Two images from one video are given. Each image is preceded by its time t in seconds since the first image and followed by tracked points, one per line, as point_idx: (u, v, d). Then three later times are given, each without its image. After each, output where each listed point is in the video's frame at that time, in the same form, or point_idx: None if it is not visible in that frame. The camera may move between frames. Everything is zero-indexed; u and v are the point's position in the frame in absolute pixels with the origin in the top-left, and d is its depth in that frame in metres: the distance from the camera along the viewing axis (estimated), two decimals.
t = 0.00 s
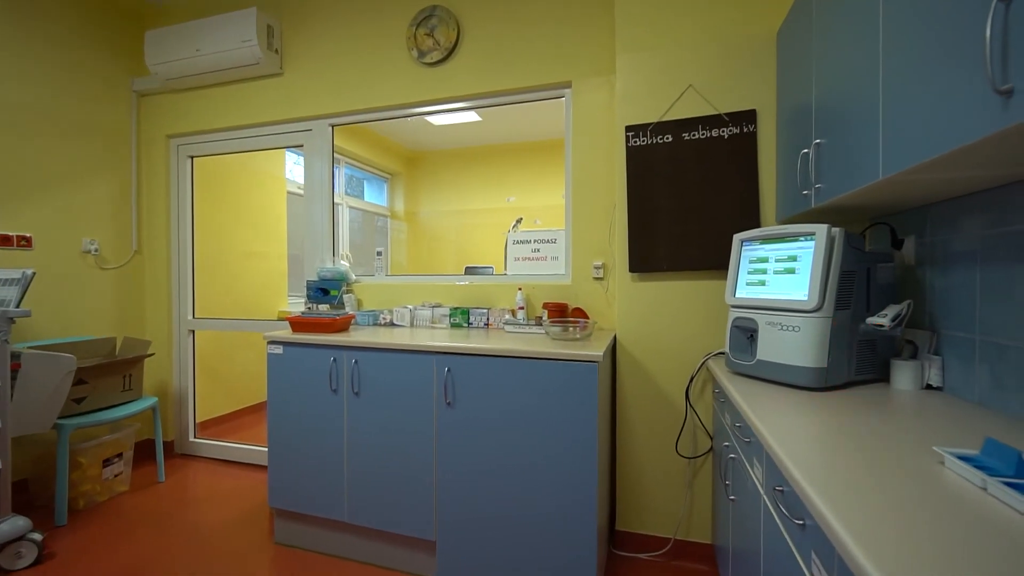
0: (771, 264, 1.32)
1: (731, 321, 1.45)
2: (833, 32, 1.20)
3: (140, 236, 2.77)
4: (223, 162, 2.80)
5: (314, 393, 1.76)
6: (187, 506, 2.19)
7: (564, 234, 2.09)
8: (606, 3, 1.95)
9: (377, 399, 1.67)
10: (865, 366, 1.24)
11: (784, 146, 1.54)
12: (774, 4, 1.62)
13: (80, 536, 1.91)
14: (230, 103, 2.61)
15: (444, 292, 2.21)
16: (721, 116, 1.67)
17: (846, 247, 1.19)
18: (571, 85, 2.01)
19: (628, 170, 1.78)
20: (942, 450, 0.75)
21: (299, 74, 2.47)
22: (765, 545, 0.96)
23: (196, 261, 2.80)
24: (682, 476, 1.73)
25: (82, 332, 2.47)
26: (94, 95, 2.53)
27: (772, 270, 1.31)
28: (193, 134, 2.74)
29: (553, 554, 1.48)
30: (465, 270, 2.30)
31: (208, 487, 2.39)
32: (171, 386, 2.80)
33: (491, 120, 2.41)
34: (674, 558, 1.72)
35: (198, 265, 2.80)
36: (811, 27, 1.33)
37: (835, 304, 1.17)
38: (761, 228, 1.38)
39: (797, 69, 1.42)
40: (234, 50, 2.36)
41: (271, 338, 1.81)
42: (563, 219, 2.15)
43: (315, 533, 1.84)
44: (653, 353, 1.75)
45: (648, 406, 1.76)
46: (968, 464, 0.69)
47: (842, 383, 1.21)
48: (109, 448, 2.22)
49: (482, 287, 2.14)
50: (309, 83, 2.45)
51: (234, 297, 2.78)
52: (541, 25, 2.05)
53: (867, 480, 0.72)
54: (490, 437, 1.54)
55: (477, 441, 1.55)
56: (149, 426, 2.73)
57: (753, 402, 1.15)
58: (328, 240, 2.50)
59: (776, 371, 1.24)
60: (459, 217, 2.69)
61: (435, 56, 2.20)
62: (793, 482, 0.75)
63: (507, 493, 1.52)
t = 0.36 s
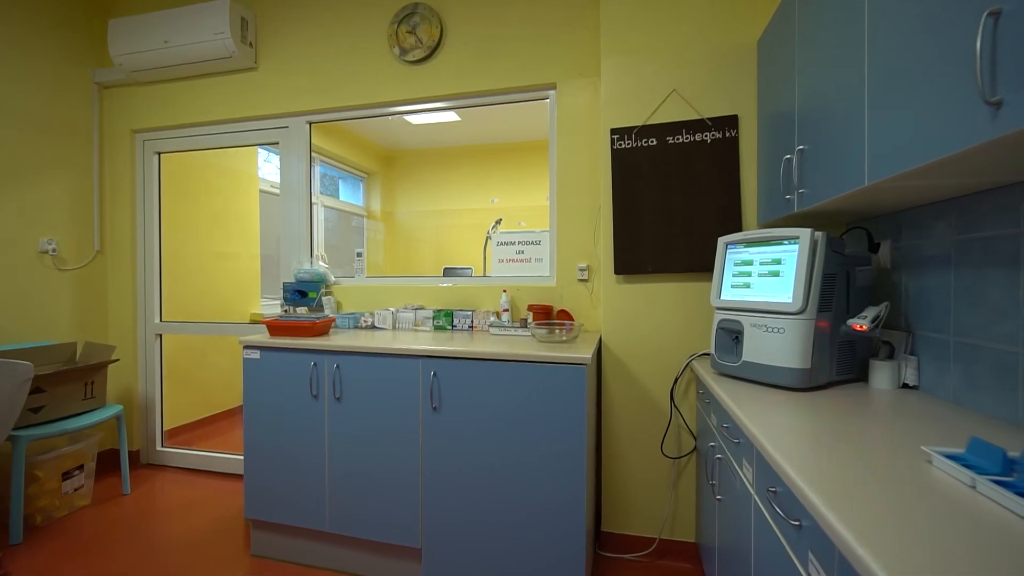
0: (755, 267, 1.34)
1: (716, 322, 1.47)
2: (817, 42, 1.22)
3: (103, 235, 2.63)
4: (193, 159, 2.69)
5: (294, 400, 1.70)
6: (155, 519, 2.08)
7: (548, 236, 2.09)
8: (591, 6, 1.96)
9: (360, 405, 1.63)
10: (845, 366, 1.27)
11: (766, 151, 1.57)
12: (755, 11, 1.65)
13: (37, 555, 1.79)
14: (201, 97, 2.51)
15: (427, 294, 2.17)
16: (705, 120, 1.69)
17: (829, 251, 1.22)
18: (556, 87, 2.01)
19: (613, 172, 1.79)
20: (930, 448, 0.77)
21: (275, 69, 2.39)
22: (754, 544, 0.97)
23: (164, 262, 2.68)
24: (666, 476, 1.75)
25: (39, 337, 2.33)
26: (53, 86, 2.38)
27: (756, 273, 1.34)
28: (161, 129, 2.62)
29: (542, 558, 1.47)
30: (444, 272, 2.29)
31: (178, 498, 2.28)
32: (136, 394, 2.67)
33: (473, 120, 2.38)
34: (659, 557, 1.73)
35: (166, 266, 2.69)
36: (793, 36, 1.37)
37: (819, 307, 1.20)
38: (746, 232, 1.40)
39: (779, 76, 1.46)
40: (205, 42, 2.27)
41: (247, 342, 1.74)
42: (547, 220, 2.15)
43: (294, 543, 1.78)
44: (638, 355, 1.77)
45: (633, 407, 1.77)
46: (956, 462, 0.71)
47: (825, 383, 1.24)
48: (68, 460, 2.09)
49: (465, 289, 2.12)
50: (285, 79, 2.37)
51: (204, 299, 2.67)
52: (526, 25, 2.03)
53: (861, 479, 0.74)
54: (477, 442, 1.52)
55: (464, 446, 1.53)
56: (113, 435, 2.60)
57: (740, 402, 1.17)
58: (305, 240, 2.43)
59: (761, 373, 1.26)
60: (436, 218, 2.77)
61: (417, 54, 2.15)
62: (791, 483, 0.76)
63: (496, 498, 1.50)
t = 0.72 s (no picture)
0: (747, 267, 1.36)
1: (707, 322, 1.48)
2: (808, 46, 1.25)
3: (68, 233, 2.50)
4: (166, 154, 2.59)
5: (277, 403, 1.64)
6: (127, 530, 1.99)
7: (537, 235, 2.08)
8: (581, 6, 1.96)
9: (348, 408, 1.58)
10: (834, 364, 1.30)
11: (755, 153, 1.59)
12: (744, 15, 1.67)
13: None
14: (175, 89, 2.41)
15: (414, 294, 2.13)
16: (694, 121, 1.71)
17: (819, 251, 1.24)
18: (546, 86, 2.00)
19: (603, 172, 1.79)
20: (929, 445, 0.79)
21: (254, 62, 2.31)
22: (753, 543, 0.98)
23: (135, 261, 2.57)
24: (656, 475, 1.76)
25: None
26: (14, 75, 2.25)
27: (747, 273, 1.35)
28: (132, 123, 2.51)
29: (536, 561, 1.46)
30: (427, 272, 2.25)
31: (151, 508, 2.19)
32: (105, 399, 2.55)
33: (461, 118, 2.35)
34: (649, 556, 1.74)
35: (137, 266, 2.57)
36: (783, 40, 1.39)
37: (810, 306, 1.22)
38: (737, 232, 1.42)
39: (768, 79, 1.48)
40: (180, 32, 2.18)
41: (227, 345, 1.67)
42: (536, 220, 2.13)
43: (278, 552, 1.72)
44: (629, 354, 1.77)
45: (624, 406, 1.78)
46: (955, 457, 0.73)
47: (814, 381, 1.26)
48: (32, 470, 1.99)
49: (454, 289, 2.09)
50: (266, 72, 2.30)
51: (179, 300, 2.56)
52: (515, 23, 2.02)
53: (863, 476, 0.76)
54: (470, 445, 1.49)
55: (456, 449, 1.50)
56: (79, 443, 2.47)
57: (735, 402, 1.18)
58: (286, 239, 2.36)
59: (753, 371, 1.28)
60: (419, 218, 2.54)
61: (404, 50, 2.11)
62: (796, 481, 0.77)
63: (488, 501, 1.48)
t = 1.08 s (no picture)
0: (745, 269, 1.37)
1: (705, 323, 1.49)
2: (805, 52, 1.26)
3: (41, 231, 2.39)
4: (146, 150, 2.50)
5: (268, 409, 1.59)
6: (106, 541, 1.91)
7: (532, 237, 2.06)
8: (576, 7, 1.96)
9: (342, 413, 1.55)
10: (830, 364, 1.32)
11: (750, 156, 1.61)
12: (738, 20, 1.70)
13: None
14: (156, 84, 2.33)
15: (407, 295, 2.10)
16: (689, 124, 1.72)
17: (817, 253, 1.26)
18: (541, 87, 1.99)
19: (599, 173, 1.79)
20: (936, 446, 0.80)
21: (240, 57, 2.25)
22: (758, 544, 0.99)
23: (113, 261, 2.47)
24: (653, 476, 1.77)
25: None
26: None
27: (746, 275, 1.36)
28: (109, 117, 2.41)
29: (535, 565, 1.44)
30: (413, 272, 2.22)
31: (132, 517, 2.11)
32: (80, 405, 2.44)
33: (453, 118, 2.33)
34: (645, 557, 1.75)
35: (115, 266, 2.47)
36: (779, 46, 1.41)
37: (808, 308, 1.24)
38: (735, 234, 1.43)
39: (765, 84, 1.49)
40: (163, 25, 2.10)
41: (215, 348, 1.62)
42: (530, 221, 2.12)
43: (269, 562, 1.67)
44: (625, 356, 1.77)
45: (620, 408, 1.78)
46: (964, 457, 0.74)
47: (812, 382, 1.28)
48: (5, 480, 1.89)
49: (447, 290, 2.06)
50: (252, 68, 2.24)
51: (160, 302, 2.48)
52: (510, 23, 2.00)
53: (874, 475, 0.77)
54: (469, 449, 1.47)
55: (455, 453, 1.48)
56: (53, 451, 2.36)
57: (737, 403, 1.18)
58: (274, 239, 2.30)
59: (753, 372, 1.29)
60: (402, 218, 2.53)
61: (396, 48, 2.08)
62: (809, 482, 0.77)
63: (488, 506, 1.47)
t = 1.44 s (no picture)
0: (748, 272, 1.39)
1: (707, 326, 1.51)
2: (807, 61, 1.29)
3: (21, 232, 2.31)
4: (133, 148, 2.43)
5: (267, 414, 1.56)
6: (94, 551, 1.85)
7: (531, 239, 2.07)
8: (576, 10, 1.96)
9: (344, 418, 1.52)
10: (831, 366, 1.34)
11: (749, 161, 1.64)
12: (737, 27, 1.72)
13: None
14: (144, 81, 2.26)
15: (406, 298, 2.08)
16: (689, 129, 1.74)
17: (819, 258, 1.28)
18: (540, 90, 1.99)
19: (600, 177, 1.80)
20: (948, 448, 0.82)
21: (233, 55, 2.20)
22: (769, 544, 1.00)
23: (97, 262, 2.39)
24: (654, 477, 1.78)
25: None
26: None
27: (749, 278, 1.38)
28: (95, 115, 2.34)
29: (540, 568, 1.44)
30: (402, 274, 2.21)
31: (119, 526, 2.05)
32: (63, 411, 2.36)
33: (451, 119, 2.31)
34: (646, 557, 1.76)
35: (100, 269, 2.40)
36: (780, 53, 1.43)
37: (811, 311, 1.26)
38: (737, 238, 1.44)
39: (765, 90, 1.52)
40: (153, 20, 2.04)
41: (212, 353, 1.58)
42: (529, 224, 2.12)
43: (267, 570, 1.64)
44: (626, 358, 1.78)
45: (621, 410, 1.79)
46: (976, 459, 0.77)
47: (815, 383, 1.30)
48: None
49: (447, 293, 2.05)
50: (246, 66, 2.19)
51: (147, 305, 2.41)
52: (511, 25, 2.00)
53: (888, 475, 0.79)
54: (474, 453, 1.46)
55: (459, 458, 1.47)
56: (34, 459, 2.28)
57: (744, 405, 1.20)
58: (268, 241, 2.26)
59: (758, 375, 1.31)
60: (393, 218, 2.42)
61: (395, 48, 2.06)
62: (827, 485, 0.79)
63: (493, 510, 1.46)
